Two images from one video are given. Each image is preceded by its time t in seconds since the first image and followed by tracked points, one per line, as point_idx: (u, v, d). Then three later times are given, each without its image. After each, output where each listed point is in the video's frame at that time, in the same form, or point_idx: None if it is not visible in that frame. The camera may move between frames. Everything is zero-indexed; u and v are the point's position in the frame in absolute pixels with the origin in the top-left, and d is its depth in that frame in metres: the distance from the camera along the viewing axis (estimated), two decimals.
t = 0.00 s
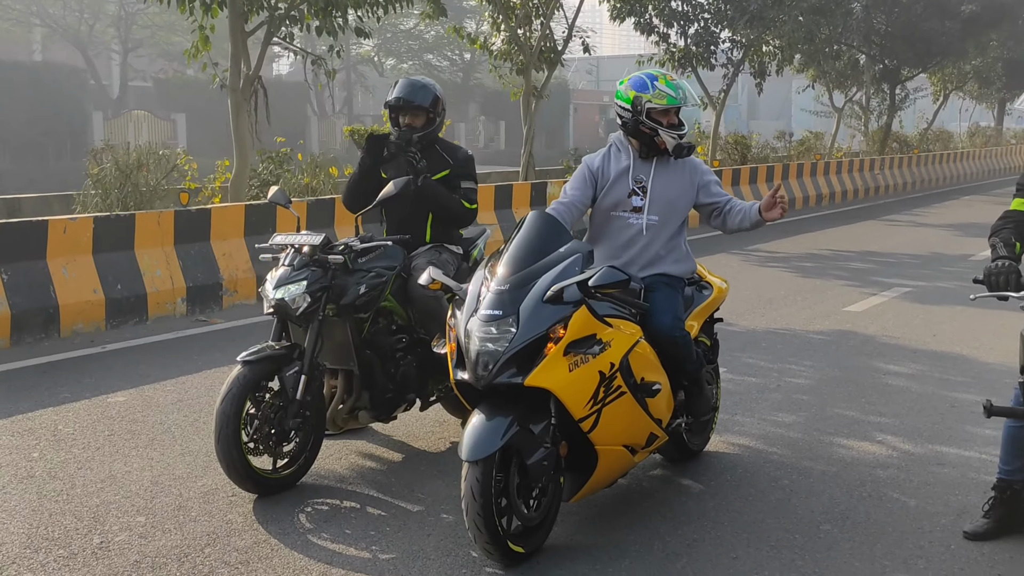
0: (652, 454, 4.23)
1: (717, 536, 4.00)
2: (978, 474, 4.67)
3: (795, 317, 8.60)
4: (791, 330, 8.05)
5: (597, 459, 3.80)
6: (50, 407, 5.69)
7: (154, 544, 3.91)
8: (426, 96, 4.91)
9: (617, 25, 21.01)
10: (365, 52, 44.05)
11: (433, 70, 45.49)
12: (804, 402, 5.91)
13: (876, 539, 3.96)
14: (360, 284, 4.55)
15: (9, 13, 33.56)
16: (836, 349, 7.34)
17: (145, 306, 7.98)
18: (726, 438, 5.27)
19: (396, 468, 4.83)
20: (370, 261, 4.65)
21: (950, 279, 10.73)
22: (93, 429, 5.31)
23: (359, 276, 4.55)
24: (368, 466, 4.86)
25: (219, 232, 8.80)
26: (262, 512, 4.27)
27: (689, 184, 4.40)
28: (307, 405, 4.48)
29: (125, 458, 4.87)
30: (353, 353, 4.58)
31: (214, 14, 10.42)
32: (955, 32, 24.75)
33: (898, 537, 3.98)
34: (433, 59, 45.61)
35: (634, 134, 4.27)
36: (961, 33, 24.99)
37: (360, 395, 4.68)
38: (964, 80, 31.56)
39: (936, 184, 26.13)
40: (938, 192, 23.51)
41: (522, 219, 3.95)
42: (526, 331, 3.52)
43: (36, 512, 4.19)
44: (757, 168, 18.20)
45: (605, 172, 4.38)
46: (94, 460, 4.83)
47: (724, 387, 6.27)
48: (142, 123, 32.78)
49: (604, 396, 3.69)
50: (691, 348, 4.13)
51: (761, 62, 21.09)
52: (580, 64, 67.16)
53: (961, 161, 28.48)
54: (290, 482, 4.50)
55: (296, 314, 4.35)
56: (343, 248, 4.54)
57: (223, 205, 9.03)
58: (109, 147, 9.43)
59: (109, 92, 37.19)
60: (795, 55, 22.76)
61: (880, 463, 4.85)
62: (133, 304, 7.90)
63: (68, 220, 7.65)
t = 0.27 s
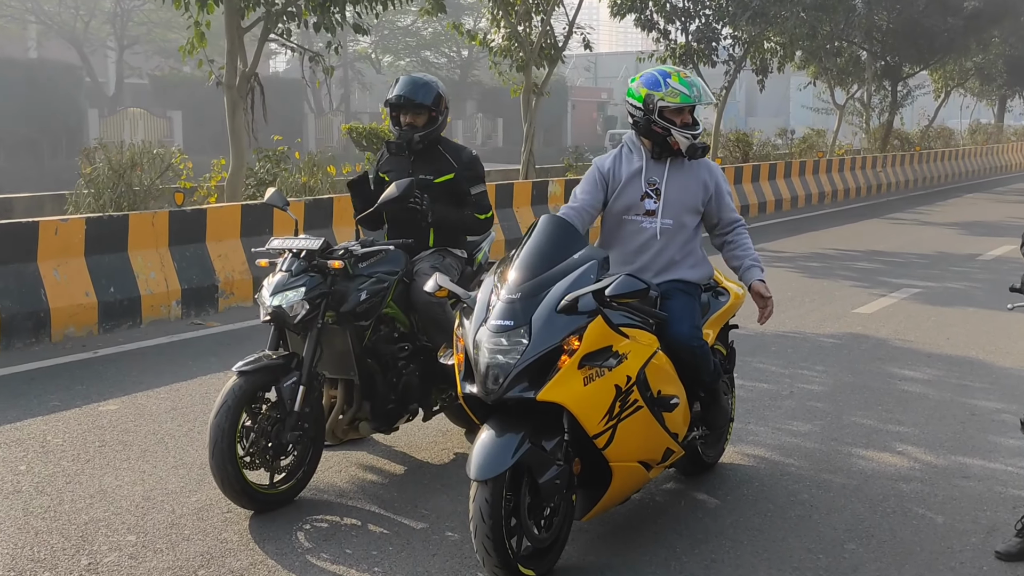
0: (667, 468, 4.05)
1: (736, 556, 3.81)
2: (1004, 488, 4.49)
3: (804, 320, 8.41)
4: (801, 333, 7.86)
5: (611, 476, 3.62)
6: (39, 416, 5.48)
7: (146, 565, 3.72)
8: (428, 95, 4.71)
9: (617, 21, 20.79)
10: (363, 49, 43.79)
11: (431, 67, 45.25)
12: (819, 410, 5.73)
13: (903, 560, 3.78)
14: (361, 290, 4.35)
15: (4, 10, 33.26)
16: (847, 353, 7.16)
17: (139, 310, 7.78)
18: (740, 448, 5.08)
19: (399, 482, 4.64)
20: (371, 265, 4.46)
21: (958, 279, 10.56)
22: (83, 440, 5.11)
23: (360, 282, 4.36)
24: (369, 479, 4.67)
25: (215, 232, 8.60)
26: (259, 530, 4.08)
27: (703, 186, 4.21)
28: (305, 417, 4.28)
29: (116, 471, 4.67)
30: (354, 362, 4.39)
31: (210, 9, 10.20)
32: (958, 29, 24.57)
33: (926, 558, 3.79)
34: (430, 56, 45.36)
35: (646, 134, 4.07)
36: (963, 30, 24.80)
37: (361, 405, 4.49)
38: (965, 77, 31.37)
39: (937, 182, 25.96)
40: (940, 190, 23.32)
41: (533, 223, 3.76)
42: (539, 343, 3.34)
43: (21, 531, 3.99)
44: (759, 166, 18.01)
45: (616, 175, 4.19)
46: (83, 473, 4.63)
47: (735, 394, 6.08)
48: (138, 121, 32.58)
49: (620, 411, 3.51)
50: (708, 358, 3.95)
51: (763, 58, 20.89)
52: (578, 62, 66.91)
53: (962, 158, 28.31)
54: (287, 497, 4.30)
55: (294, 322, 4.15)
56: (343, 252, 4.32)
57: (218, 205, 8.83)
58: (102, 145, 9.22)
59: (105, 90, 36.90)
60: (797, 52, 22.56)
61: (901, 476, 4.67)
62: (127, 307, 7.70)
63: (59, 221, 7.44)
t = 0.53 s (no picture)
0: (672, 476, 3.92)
1: (746, 568, 3.68)
2: (1020, 495, 4.36)
3: (808, 320, 8.28)
4: (805, 333, 7.73)
5: (617, 485, 3.49)
6: (25, 421, 5.34)
7: None
8: (424, 91, 4.56)
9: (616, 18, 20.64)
10: (360, 47, 43.63)
11: (428, 64, 45.10)
12: (826, 413, 5.59)
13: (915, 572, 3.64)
14: (357, 291, 4.21)
15: None
16: (853, 354, 7.02)
17: (131, 310, 7.64)
18: (746, 453, 4.94)
19: (395, 489, 4.51)
20: (366, 266, 4.32)
21: (962, 278, 10.43)
22: (70, 446, 4.96)
23: (355, 283, 4.22)
24: (363, 486, 4.54)
25: (208, 231, 8.45)
26: (249, 540, 3.94)
27: (708, 184, 4.06)
28: (298, 423, 4.14)
29: (103, 478, 4.53)
30: (348, 366, 4.25)
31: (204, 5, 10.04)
32: (958, 26, 24.45)
33: (939, 569, 3.67)
34: (428, 53, 45.22)
35: (651, 131, 3.93)
36: (964, 27, 24.69)
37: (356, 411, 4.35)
38: (965, 75, 31.26)
39: (937, 180, 25.84)
40: (941, 188, 23.19)
41: (534, 223, 3.62)
42: (541, 348, 3.20)
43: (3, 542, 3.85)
44: (759, 164, 17.88)
45: (620, 174, 4.04)
46: (68, 481, 4.49)
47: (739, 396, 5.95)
48: (135, 119, 32.44)
49: (625, 418, 3.38)
50: (716, 362, 3.82)
51: (763, 55, 20.74)
52: (576, 60, 66.74)
53: (962, 156, 28.19)
54: (279, 507, 4.16)
55: (286, 325, 4.01)
56: (338, 253, 4.18)
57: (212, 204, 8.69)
58: (94, 143, 9.07)
59: (101, 88, 36.74)
60: (797, 49, 22.41)
61: (913, 482, 4.53)
62: (119, 308, 7.56)
63: (49, 221, 7.30)
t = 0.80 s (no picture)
0: (669, 484, 3.79)
1: None
2: None
3: (807, 319, 8.15)
4: (804, 333, 7.60)
5: (612, 494, 3.35)
6: (5, 425, 5.20)
7: None
8: (412, 85, 4.41)
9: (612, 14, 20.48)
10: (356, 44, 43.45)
11: (425, 62, 44.92)
12: (826, 416, 5.46)
13: None
14: (344, 292, 4.07)
15: None
16: (853, 354, 6.89)
17: (118, 310, 7.50)
18: (745, 457, 4.81)
19: (383, 495, 4.38)
20: (354, 266, 4.18)
21: (963, 276, 10.31)
22: (50, 450, 4.82)
23: (343, 284, 4.08)
24: (351, 493, 4.40)
25: (198, 230, 8.31)
26: (231, 550, 3.81)
27: (705, 180, 3.90)
28: (283, 428, 4.01)
29: (82, 485, 4.39)
30: (335, 369, 4.12)
31: None
32: (957, 22, 24.32)
33: None
34: (424, 51, 45.05)
35: (640, 125, 3.81)
36: (962, 23, 24.55)
37: (343, 415, 4.21)
38: (963, 71, 31.13)
39: (935, 178, 25.71)
40: (939, 186, 23.07)
41: (527, 220, 3.49)
42: (534, 352, 3.06)
43: None
44: (757, 162, 17.75)
45: (612, 172, 3.92)
46: (46, 488, 4.35)
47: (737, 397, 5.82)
48: (129, 117, 32.28)
49: (621, 424, 3.25)
50: (715, 366, 3.68)
51: (760, 51, 20.59)
52: (573, 57, 66.55)
53: (961, 153, 28.06)
54: (263, 515, 4.02)
55: (271, 327, 3.87)
56: (324, 252, 4.04)
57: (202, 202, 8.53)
58: (81, 140, 8.92)
59: (96, 85, 36.55)
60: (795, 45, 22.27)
61: (916, 487, 4.40)
62: (105, 308, 7.41)
63: (34, 219, 7.14)
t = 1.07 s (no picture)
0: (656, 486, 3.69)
1: None
2: (1020, 500, 4.16)
3: (797, 312, 8.07)
4: (795, 327, 7.52)
5: (597, 499, 3.25)
6: None
7: None
8: (391, 76, 4.30)
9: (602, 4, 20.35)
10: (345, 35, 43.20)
11: (414, 52, 44.69)
12: (817, 412, 5.38)
13: None
14: (323, 291, 3.97)
15: None
16: (844, 348, 6.81)
17: (98, 306, 7.37)
18: (734, 456, 4.72)
19: (364, 497, 4.28)
20: (333, 263, 4.07)
21: (954, 268, 10.24)
22: (23, 452, 4.71)
23: (321, 282, 3.97)
24: (331, 494, 4.30)
25: (180, 224, 8.18)
26: (206, 556, 3.70)
27: (687, 173, 3.78)
28: (259, 430, 3.90)
29: (55, 488, 4.28)
30: (313, 368, 4.01)
31: None
32: (947, 12, 24.25)
33: None
34: (413, 41, 44.82)
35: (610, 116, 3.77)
36: (953, 13, 24.48)
37: (322, 415, 4.10)
38: (954, 61, 31.08)
39: (926, 167, 25.67)
40: (930, 176, 23.02)
41: (510, 215, 3.38)
42: (515, 354, 2.96)
43: None
44: (747, 152, 17.66)
45: (593, 164, 3.90)
46: (18, 491, 4.24)
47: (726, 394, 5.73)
48: (116, 107, 32.04)
49: (606, 428, 3.15)
50: (703, 366, 3.58)
51: (751, 42, 20.49)
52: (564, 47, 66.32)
53: (952, 143, 28.02)
54: (240, 519, 3.92)
55: (247, 326, 3.77)
56: (302, 249, 3.92)
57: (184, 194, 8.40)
58: (61, 133, 8.78)
59: (82, 76, 36.25)
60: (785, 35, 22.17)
61: (908, 487, 4.32)
62: (85, 304, 7.29)
63: (11, 213, 7.00)
